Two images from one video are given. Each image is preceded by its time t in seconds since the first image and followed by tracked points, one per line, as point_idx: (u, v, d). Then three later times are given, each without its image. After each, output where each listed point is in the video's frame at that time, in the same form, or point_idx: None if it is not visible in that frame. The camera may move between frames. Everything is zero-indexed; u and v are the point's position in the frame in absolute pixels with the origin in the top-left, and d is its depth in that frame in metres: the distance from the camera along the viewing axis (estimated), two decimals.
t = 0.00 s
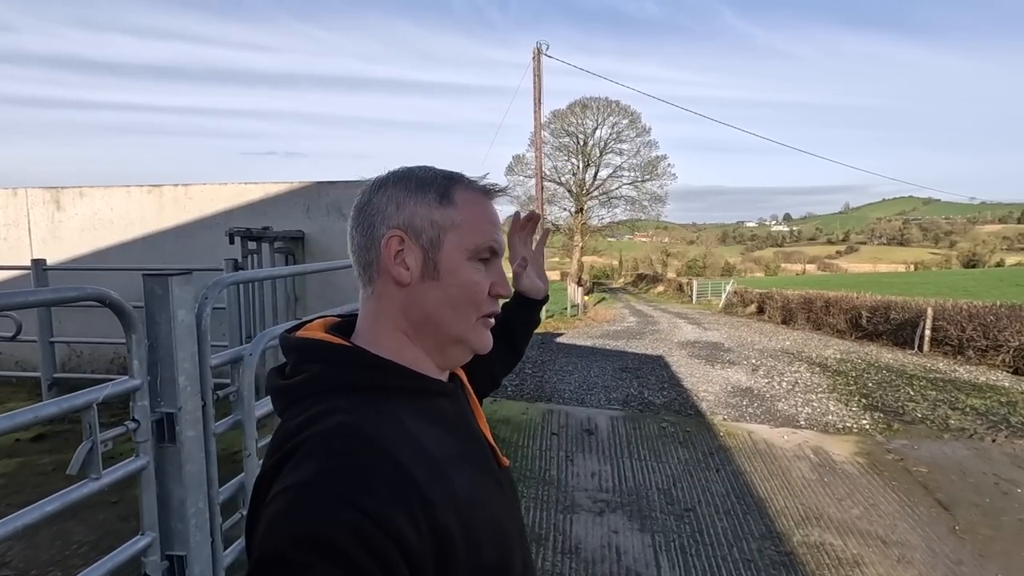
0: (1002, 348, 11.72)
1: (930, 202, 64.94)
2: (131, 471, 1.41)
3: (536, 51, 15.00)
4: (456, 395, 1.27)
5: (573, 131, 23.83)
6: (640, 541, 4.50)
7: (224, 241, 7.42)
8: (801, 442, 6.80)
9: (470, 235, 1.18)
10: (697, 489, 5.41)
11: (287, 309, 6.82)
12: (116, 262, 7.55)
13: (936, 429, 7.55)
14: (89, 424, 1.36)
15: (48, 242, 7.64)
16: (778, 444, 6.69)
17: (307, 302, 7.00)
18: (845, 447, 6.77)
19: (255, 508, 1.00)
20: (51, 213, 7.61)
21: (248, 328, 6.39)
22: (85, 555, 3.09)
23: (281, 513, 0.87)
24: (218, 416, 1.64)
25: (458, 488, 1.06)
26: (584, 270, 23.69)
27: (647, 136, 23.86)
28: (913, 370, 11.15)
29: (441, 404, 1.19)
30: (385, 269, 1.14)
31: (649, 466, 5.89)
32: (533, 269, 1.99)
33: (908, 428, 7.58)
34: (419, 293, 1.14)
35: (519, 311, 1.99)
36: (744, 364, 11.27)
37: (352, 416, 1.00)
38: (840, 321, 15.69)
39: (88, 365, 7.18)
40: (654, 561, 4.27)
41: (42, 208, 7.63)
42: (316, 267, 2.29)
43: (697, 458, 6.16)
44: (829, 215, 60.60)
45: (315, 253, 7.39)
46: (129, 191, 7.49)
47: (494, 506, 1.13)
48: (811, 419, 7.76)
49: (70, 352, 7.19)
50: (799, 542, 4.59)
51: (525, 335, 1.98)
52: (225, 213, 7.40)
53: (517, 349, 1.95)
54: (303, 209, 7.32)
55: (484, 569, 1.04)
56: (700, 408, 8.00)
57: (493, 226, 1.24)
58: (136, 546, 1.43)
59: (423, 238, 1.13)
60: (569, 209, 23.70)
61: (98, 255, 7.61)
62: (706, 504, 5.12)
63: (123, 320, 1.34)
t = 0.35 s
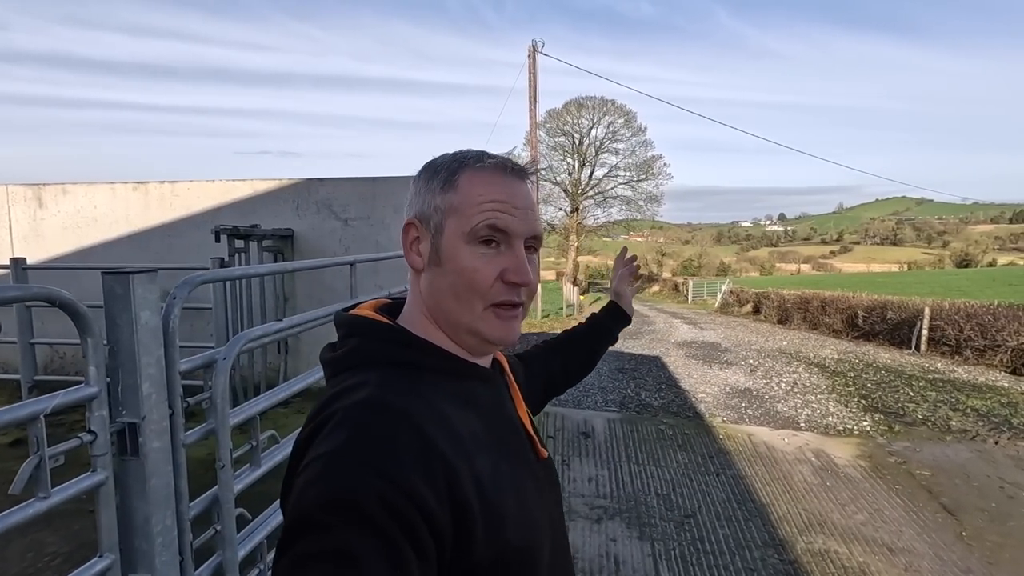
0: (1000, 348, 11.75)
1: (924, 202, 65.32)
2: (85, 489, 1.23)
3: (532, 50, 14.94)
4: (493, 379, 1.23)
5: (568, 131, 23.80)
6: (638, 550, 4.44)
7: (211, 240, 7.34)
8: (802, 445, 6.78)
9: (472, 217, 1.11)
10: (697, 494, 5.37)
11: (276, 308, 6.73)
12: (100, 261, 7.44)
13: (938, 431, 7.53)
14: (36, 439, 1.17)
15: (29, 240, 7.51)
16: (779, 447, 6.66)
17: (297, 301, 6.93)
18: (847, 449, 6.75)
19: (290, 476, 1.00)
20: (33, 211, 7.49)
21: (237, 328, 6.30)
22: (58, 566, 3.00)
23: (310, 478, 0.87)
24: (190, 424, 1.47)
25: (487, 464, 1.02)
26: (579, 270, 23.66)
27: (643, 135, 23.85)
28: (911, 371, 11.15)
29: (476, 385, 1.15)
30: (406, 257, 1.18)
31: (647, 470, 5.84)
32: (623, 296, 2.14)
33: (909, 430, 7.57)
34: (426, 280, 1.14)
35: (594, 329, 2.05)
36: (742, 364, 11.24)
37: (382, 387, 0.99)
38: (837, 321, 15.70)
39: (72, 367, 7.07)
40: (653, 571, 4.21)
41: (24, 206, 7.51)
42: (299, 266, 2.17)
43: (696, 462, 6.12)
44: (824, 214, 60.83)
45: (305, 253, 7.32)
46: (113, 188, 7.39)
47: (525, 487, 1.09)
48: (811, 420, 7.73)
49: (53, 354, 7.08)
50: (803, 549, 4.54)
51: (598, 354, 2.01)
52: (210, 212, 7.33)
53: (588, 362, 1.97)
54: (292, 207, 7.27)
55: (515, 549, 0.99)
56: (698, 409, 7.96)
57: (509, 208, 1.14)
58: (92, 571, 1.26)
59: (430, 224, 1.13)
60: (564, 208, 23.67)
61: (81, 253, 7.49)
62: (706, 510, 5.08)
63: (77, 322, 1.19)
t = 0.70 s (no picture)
0: (993, 348, 11.83)
1: (916, 203, 65.75)
2: (76, 495, 1.21)
3: (528, 50, 14.93)
4: (525, 380, 1.22)
5: (563, 130, 23.81)
6: (637, 552, 4.42)
7: (204, 239, 7.29)
8: (800, 445, 6.80)
9: (473, 213, 1.11)
10: (696, 495, 5.37)
11: (271, 309, 6.70)
12: (91, 260, 7.37)
13: (934, 431, 7.57)
14: (25, 444, 1.14)
15: (19, 238, 7.44)
16: (776, 447, 6.68)
17: (291, 301, 6.89)
18: (844, 450, 6.77)
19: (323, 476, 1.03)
20: (22, 209, 7.41)
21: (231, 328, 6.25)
22: (48, 571, 2.96)
23: (334, 470, 0.89)
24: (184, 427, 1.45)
25: (509, 459, 1.02)
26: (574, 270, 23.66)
27: (637, 135, 23.89)
28: (905, 370, 11.21)
29: (503, 386, 1.15)
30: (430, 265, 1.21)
31: (645, 471, 5.83)
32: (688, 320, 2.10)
33: (906, 430, 7.60)
34: (442, 282, 1.16)
35: (657, 349, 2.02)
36: (738, 364, 11.27)
37: (404, 383, 1.00)
38: (831, 321, 15.77)
39: (62, 368, 7.00)
40: (653, 572, 4.19)
41: (13, 204, 7.42)
42: (292, 266, 2.14)
43: (694, 462, 6.12)
44: (817, 215, 61.14)
45: (300, 252, 7.28)
46: (105, 186, 7.32)
47: (550, 483, 1.07)
48: (808, 420, 7.76)
49: (43, 354, 7.01)
50: (803, 550, 4.55)
51: (660, 376, 1.98)
52: (203, 211, 7.28)
53: (646, 384, 1.94)
54: (287, 206, 7.23)
55: (539, 545, 0.98)
56: (695, 409, 7.97)
57: (508, 198, 1.13)
58: None
59: (439, 227, 1.17)
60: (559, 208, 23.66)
61: (72, 252, 7.42)
62: (705, 511, 5.07)
63: (68, 323, 1.17)
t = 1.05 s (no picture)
0: (986, 347, 11.91)
1: (909, 202, 66.08)
2: (81, 496, 1.21)
3: (524, 49, 14.94)
4: (536, 384, 1.22)
5: (558, 130, 23.82)
6: (636, 550, 4.43)
7: (200, 239, 7.26)
8: (795, 444, 6.83)
9: (488, 215, 1.12)
10: (693, 493, 5.39)
11: (269, 309, 6.69)
12: (86, 260, 7.34)
13: (927, 429, 7.62)
14: (30, 446, 1.14)
15: (13, 239, 7.40)
16: (772, 445, 6.71)
17: (288, 301, 6.88)
18: (839, 448, 6.81)
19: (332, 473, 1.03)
20: (17, 209, 7.38)
21: (227, 328, 6.23)
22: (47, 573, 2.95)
23: (341, 470, 0.89)
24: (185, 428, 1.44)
25: (514, 465, 1.02)
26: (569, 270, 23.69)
27: (633, 135, 23.93)
28: (899, 369, 11.26)
29: (514, 390, 1.15)
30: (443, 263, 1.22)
31: (643, 470, 5.85)
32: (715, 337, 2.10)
33: (900, 428, 7.65)
34: (455, 281, 1.16)
35: (683, 363, 2.02)
36: (733, 363, 11.31)
37: (412, 386, 1.00)
38: (825, 320, 15.85)
39: (57, 368, 6.96)
40: (651, 571, 4.19)
41: (8, 204, 7.39)
42: (293, 265, 2.13)
43: (691, 461, 6.15)
44: (811, 214, 61.38)
45: (297, 253, 7.26)
46: (101, 186, 7.29)
47: (556, 491, 1.07)
48: (803, 419, 7.80)
49: (38, 355, 6.97)
50: (799, 548, 4.57)
51: (684, 390, 1.98)
52: (200, 211, 7.25)
53: (669, 397, 1.94)
54: (284, 206, 7.22)
55: (541, 552, 0.98)
56: (691, 408, 7.99)
57: (525, 202, 1.13)
58: None
59: (454, 226, 1.17)
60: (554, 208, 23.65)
61: (67, 253, 7.39)
62: (702, 509, 5.10)
63: (72, 325, 1.16)
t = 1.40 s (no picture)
0: (979, 345, 11.98)
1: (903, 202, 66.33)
2: (98, 490, 1.22)
3: (521, 50, 14.97)
4: (544, 384, 1.23)
5: (555, 130, 23.85)
6: (635, 547, 4.45)
7: (200, 239, 7.26)
8: (792, 442, 6.87)
9: (502, 210, 1.13)
10: (691, 490, 5.42)
11: (269, 309, 6.69)
12: (86, 260, 7.32)
13: (922, 427, 7.67)
14: (50, 440, 1.15)
15: (12, 239, 7.38)
16: (769, 443, 6.75)
17: (288, 301, 6.89)
18: (834, 445, 6.85)
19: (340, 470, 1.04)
20: (16, 210, 7.36)
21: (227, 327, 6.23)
22: (51, 571, 2.96)
23: (347, 469, 0.91)
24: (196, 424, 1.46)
25: (523, 469, 1.03)
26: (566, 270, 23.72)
27: (629, 135, 23.99)
28: (894, 368, 11.32)
29: (521, 389, 1.16)
30: (452, 260, 1.23)
31: (642, 467, 5.88)
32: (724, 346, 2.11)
33: (895, 425, 7.70)
34: (468, 278, 1.18)
35: (690, 370, 2.03)
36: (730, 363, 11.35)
37: (420, 386, 1.02)
38: (821, 320, 15.92)
39: (57, 368, 6.95)
40: (651, 567, 4.21)
41: (7, 205, 7.37)
42: (298, 265, 2.15)
43: (689, 459, 6.18)
44: (806, 214, 61.57)
45: (297, 253, 7.27)
46: (100, 186, 7.28)
47: (561, 494, 1.07)
48: (800, 417, 7.84)
49: (37, 355, 6.96)
50: (797, 543, 4.60)
51: (689, 395, 1.99)
52: (199, 211, 7.25)
53: (675, 401, 1.96)
54: (283, 206, 7.22)
55: (545, 556, 0.99)
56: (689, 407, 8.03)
57: (539, 196, 1.15)
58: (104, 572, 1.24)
59: (466, 222, 1.18)
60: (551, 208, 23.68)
61: (66, 253, 7.38)
62: (700, 506, 5.12)
63: (90, 323, 1.18)
